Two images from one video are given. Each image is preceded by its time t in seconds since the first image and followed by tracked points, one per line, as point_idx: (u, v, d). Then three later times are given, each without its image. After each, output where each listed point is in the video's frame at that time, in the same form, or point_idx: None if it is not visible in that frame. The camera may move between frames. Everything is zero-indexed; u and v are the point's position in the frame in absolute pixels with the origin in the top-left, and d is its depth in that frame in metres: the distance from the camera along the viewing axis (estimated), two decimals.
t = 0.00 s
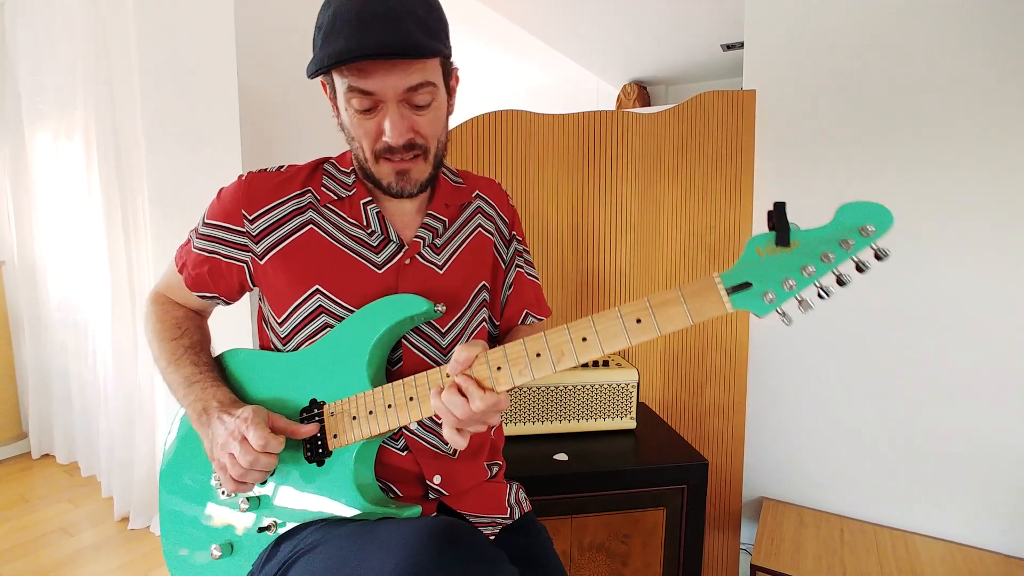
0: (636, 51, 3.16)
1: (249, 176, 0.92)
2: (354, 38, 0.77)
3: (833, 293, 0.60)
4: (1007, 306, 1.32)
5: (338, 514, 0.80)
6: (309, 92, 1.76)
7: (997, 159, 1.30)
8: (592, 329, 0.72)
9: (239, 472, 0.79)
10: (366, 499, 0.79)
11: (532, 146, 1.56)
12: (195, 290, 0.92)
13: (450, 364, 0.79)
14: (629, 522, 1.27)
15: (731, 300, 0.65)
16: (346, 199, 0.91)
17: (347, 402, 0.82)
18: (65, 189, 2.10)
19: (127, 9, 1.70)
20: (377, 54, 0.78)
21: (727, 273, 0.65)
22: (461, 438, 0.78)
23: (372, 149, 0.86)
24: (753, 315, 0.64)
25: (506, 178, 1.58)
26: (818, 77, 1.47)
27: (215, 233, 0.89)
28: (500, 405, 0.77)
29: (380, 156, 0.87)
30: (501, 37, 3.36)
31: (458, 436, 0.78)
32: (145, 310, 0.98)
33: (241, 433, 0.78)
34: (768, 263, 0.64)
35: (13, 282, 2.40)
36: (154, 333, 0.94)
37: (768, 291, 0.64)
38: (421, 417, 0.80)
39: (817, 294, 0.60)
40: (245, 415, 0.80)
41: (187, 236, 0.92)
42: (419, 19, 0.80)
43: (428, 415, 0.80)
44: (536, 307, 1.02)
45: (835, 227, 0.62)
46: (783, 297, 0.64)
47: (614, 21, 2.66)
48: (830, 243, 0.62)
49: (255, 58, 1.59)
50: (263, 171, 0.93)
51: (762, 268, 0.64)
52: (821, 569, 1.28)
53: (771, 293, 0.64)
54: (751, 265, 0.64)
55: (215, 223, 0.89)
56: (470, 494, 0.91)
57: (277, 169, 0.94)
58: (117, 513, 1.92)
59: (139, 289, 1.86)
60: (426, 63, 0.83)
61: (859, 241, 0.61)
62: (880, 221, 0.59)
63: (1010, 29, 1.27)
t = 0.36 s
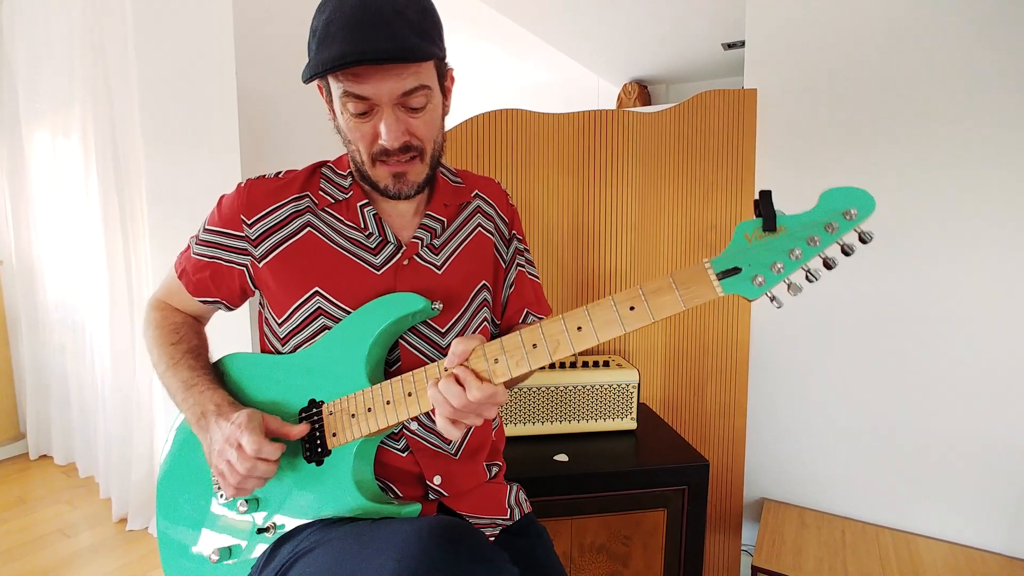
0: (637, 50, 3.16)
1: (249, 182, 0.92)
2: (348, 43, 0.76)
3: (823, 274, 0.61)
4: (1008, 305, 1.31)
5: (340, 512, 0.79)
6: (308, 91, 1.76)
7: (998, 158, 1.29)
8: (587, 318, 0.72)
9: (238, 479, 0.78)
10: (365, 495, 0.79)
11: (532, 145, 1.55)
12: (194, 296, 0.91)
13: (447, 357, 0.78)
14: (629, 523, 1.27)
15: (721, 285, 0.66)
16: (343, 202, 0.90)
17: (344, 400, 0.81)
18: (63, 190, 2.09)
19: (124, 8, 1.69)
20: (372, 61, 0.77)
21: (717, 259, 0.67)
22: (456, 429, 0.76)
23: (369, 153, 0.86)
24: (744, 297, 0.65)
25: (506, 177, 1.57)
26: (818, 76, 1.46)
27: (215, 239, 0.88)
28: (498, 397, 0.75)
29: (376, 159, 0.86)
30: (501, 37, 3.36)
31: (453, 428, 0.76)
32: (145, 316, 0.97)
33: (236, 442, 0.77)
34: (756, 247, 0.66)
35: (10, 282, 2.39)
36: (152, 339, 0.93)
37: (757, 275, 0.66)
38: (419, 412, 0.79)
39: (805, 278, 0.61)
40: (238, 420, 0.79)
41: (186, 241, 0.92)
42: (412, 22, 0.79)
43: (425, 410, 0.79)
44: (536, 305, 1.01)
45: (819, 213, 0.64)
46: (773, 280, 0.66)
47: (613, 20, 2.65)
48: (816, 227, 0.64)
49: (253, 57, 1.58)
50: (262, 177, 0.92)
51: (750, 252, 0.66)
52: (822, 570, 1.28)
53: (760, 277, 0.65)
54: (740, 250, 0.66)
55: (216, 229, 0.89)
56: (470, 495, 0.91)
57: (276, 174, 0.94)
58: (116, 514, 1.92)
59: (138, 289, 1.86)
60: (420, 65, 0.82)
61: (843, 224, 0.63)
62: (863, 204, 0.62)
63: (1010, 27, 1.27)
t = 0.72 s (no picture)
0: (637, 50, 3.16)
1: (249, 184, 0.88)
2: (347, 40, 0.76)
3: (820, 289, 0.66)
4: (1009, 306, 1.31)
5: (336, 511, 0.79)
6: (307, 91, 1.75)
7: (998, 157, 1.29)
8: (588, 327, 0.74)
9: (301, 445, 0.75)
10: (363, 497, 0.79)
11: (531, 144, 1.55)
12: (187, 316, 0.82)
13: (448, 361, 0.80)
14: (630, 524, 1.26)
15: (723, 297, 0.70)
16: (345, 203, 0.89)
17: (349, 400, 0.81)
18: (62, 190, 2.09)
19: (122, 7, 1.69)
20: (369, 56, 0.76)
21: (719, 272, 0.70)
22: (457, 431, 0.77)
23: (367, 153, 0.85)
24: (744, 309, 0.69)
25: (505, 178, 1.57)
26: (819, 76, 1.46)
27: (220, 247, 0.83)
28: (498, 401, 0.77)
29: (375, 159, 0.85)
30: (502, 36, 3.35)
31: (454, 430, 0.77)
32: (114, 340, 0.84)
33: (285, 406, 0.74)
34: (756, 262, 0.70)
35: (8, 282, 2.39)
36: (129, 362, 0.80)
37: (757, 288, 0.69)
38: (418, 414, 0.81)
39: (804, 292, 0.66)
40: (285, 405, 0.75)
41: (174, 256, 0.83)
42: (408, 20, 0.79)
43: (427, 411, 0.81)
44: (535, 306, 1.01)
45: (816, 230, 0.69)
46: (772, 293, 0.70)
47: (613, 19, 2.64)
48: (814, 243, 0.69)
49: (251, 57, 1.58)
50: (263, 178, 0.89)
51: (751, 266, 0.70)
52: (823, 572, 1.27)
53: (760, 290, 0.69)
54: (741, 264, 0.70)
55: (220, 236, 0.83)
56: (470, 496, 0.90)
57: (276, 175, 0.91)
58: (114, 515, 1.91)
59: (136, 290, 1.85)
60: (416, 65, 0.82)
61: (840, 241, 0.68)
62: (858, 222, 0.67)
63: (1010, 26, 1.26)
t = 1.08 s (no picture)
0: (638, 48, 3.15)
1: (249, 184, 0.87)
2: (349, 21, 0.77)
3: (823, 287, 0.66)
4: (1011, 306, 1.30)
5: (339, 517, 0.78)
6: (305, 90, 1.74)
7: (1001, 157, 1.28)
8: (594, 326, 0.74)
9: (362, 407, 0.71)
10: (365, 500, 0.78)
11: (530, 145, 1.54)
12: (199, 329, 0.81)
13: (453, 362, 0.79)
14: (631, 526, 1.26)
15: (728, 296, 0.69)
16: (346, 202, 0.89)
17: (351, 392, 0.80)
18: (59, 189, 2.08)
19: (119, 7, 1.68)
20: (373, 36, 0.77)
21: (724, 271, 0.70)
22: (463, 433, 0.77)
23: (364, 139, 0.84)
24: (750, 308, 0.68)
25: (506, 177, 1.56)
26: (820, 76, 1.45)
27: (222, 250, 0.81)
28: (504, 401, 0.77)
29: (373, 149, 0.85)
30: (502, 34, 3.34)
31: (460, 431, 0.77)
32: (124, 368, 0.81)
33: (342, 369, 0.72)
34: (761, 260, 0.69)
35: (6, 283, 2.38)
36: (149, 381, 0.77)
37: (763, 286, 0.69)
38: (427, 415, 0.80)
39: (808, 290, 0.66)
40: (331, 377, 0.71)
41: (177, 268, 0.82)
42: (411, 9, 0.80)
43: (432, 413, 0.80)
44: (534, 306, 1.01)
45: (819, 229, 0.69)
46: (777, 291, 0.69)
47: (613, 18, 2.64)
48: (818, 241, 0.68)
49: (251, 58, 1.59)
50: (264, 178, 0.88)
51: (756, 264, 0.69)
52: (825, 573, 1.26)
53: (765, 288, 0.69)
54: (746, 262, 0.69)
55: (222, 238, 0.81)
56: (473, 499, 0.90)
57: (274, 174, 0.90)
58: (111, 517, 1.90)
59: (134, 290, 1.84)
60: (418, 52, 0.82)
61: (844, 239, 0.68)
62: (861, 220, 0.67)
63: (1011, 24, 1.26)
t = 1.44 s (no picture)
0: (638, 47, 3.14)
1: (247, 185, 0.86)
2: (350, 17, 0.77)
3: (826, 291, 0.65)
4: (1013, 306, 1.30)
5: (340, 519, 0.78)
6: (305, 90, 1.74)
7: (1003, 157, 1.28)
8: (595, 328, 0.73)
9: (347, 432, 0.71)
10: (365, 501, 0.78)
11: (531, 145, 1.54)
12: (190, 330, 0.80)
13: (453, 364, 0.79)
14: (632, 527, 1.25)
15: (730, 298, 0.69)
16: (345, 203, 0.88)
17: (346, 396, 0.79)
18: (57, 189, 2.08)
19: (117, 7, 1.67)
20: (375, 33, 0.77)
21: (726, 273, 0.69)
22: (463, 435, 0.76)
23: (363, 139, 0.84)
24: (752, 311, 0.68)
25: (506, 178, 1.55)
26: (821, 76, 1.44)
27: (217, 252, 0.81)
28: (504, 404, 0.77)
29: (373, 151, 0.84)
30: (502, 33, 3.34)
31: (460, 434, 0.76)
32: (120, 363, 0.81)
33: (331, 392, 0.71)
34: (763, 263, 0.68)
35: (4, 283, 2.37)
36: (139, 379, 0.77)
37: (765, 289, 0.68)
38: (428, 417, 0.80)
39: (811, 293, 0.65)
40: (317, 398, 0.71)
41: (173, 270, 0.82)
42: (413, 6, 0.80)
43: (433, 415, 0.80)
44: (534, 306, 1.00)
45: (823, 231, 0.68)
46: (779, 294, 0.68)
47: (613, 17, 2.63)
48: (821, 243, 0.68)
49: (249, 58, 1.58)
50: (261, 178, 0.87)
51: (759, 267, 0.68)
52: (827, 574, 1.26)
53: (768, 291, 0.68)
54: (748, 265, 0.69)
55: (216, 241, 0.81)
56: (474, 499, 0.90)
57: (272, 174, 0.89)
58: (110, 517, 1.89)
59: (132, 290, 1.84)
60: (421, 50, 0.82)
61: (848, 241, 0.67)
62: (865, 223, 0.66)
63: (1011, 23, 1.25)
